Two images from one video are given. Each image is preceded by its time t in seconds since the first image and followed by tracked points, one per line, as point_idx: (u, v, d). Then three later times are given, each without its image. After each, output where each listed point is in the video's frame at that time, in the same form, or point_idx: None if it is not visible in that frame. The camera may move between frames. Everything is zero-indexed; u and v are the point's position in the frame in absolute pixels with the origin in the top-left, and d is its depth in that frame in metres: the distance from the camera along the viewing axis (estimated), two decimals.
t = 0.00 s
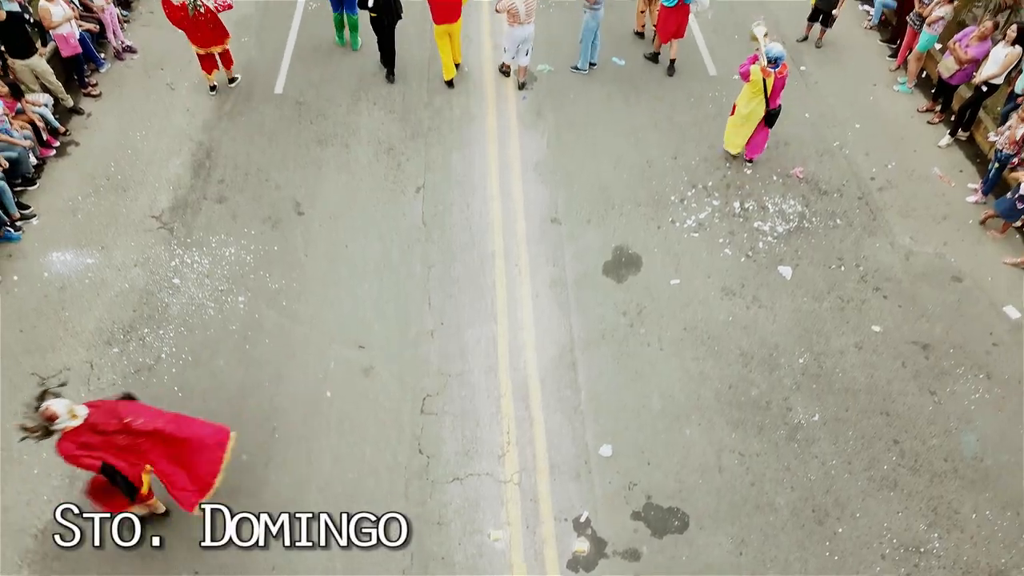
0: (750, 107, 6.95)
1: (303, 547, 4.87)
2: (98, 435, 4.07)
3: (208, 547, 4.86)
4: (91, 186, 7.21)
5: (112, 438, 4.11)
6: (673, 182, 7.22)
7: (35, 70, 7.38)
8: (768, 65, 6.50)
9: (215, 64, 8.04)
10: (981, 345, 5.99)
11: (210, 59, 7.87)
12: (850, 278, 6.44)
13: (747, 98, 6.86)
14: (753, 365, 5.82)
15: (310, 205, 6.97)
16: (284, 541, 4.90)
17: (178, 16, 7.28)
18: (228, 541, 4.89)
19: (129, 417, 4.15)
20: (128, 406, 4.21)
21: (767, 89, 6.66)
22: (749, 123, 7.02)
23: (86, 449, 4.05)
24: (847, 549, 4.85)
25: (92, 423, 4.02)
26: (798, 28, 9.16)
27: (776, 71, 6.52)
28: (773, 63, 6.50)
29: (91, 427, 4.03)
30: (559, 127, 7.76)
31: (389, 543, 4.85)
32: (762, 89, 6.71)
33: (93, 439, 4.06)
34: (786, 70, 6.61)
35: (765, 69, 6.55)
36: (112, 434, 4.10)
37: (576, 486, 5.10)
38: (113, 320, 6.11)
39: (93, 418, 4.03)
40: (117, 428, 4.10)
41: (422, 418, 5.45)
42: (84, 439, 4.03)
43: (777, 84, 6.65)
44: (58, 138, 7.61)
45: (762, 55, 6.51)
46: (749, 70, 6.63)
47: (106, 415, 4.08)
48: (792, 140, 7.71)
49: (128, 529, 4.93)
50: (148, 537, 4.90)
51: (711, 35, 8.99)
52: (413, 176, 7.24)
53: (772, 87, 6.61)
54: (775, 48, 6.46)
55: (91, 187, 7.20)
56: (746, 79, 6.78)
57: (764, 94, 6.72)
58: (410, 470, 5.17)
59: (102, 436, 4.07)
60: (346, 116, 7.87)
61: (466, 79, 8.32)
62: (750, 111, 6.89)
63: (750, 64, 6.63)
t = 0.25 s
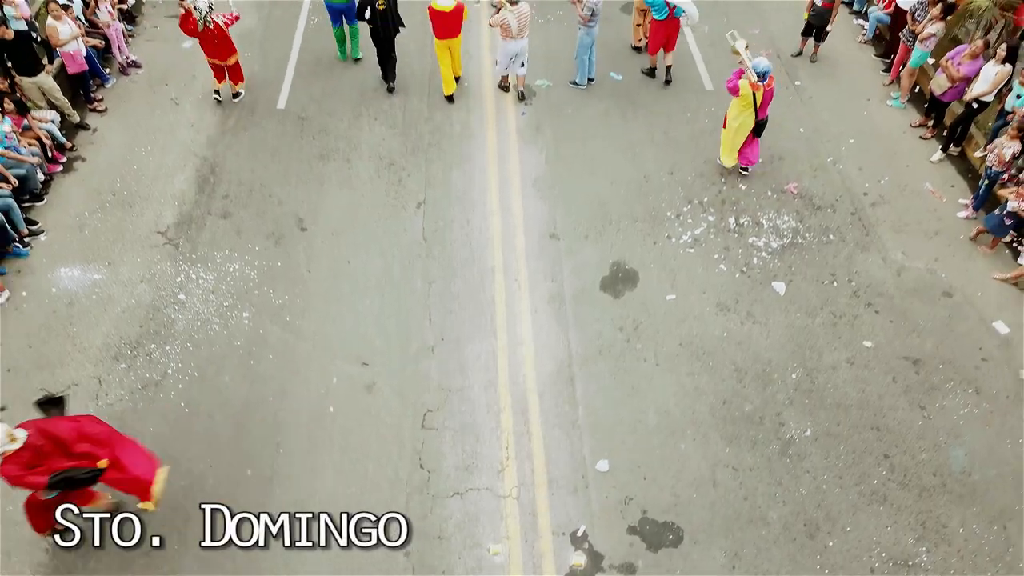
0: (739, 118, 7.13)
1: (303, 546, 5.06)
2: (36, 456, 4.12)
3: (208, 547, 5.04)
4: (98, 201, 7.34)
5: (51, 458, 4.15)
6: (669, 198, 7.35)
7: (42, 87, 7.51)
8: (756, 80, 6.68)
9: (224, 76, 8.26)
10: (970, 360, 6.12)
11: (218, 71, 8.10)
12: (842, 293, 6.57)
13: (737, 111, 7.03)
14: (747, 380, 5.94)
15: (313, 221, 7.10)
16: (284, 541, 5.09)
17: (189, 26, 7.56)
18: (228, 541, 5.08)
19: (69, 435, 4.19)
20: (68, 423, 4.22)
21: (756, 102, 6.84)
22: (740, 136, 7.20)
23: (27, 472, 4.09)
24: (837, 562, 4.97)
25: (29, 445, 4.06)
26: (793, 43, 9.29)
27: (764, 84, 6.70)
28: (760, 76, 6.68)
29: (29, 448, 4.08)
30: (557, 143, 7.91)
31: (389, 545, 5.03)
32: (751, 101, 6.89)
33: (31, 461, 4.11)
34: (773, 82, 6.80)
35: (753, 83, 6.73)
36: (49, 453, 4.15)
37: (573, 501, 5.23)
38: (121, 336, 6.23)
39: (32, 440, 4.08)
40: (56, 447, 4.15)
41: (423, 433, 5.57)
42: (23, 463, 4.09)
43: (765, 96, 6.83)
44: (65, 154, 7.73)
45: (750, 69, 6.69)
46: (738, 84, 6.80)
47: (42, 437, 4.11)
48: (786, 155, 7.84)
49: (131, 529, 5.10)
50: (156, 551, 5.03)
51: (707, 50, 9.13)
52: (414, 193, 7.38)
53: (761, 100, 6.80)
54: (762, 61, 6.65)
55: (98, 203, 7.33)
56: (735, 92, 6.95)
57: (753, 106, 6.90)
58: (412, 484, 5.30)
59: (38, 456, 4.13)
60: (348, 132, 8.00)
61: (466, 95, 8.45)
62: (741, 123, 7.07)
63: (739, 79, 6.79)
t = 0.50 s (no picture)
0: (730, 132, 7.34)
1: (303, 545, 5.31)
2: None
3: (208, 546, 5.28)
4: (106, 219, 7.50)
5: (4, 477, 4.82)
6: (665, 216, 7.51)
7: (52, 106, 7.68)
8: (747, 95, 6.90)
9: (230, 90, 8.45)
10: (957, 377, 6.28)
11: (225, 84, 8.28)
12: (834, 310, 6.73)
13: (728, 126, 7.25)
14: (740, 397, 6.10)
15: (317, 239, 7.26)
16: (283, 541, 5.33)
17: (199, 39, 7.74)
18: (228, 540, 5.32)
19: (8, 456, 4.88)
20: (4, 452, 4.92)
21: (748, 116, 7.08)
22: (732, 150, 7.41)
23: None
24: None
25: None
26: (788, 60, 9.46)
27: (755, 99, 6.94)
28: (751, 92, 6.90)
29: None
30: (556, 161, 8.08)
31: (389, 545, 5.27)
32: (742, 116, 7.13)
33: None
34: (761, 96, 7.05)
35: (744, 99, 6.95)
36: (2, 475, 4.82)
37: (571, 516, 5.39)
38: (130, 353, 6.40)
39: None
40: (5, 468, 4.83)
41: (425, 450, 5.74)
42: None
43: (755, 110, 7.07)
44: (73, 171, 7.90)
45: (740, 86, 6.92)
46: (730, 100, 7.01)
47: None
48: (781, 173, 8.00)
49: (133, 530, 5.36)
50: (167, 566, 5.20)
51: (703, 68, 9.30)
52: (416, 211, 7.57)
53: (752, 113, 7.05)
54: (751, 77, 6.89)
55: (106, 221, 7.49)
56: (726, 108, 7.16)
57: (745, 120, 7.12)
58: (414, 500, 5.46)
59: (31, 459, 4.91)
60: (351, 150, 8.17)
61: (467, 114, 8.63)
62: (733, 137, 7.27)
63: (731, 95, 7.00)
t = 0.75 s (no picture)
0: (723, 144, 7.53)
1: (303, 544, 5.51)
2: None
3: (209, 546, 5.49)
4: (113, 234, 7.65)
5: None
6: (662, 231, 7.66)
7: (59, 123, 7.81)
8: (741, 108, 7.09)
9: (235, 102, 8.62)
10: (947, 391, 6.42)
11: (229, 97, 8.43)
12: (826, 325, 6.87)
13: (722, 138, 7.43)
14: (734, 411, 6.24)
15: (320, 254, 7.41)
16: (283, 541, 5.53)
17: (205, 54, 7.88)
18: (228, 541, 5.53)
19: None
20: None
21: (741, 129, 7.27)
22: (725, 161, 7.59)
23: None
24: None
25: None
26: (784, 74, 9.60)
27: (748, 113, 7.13)
28: (745, 105, 7.10)
29: None
30: (555, 177, 8.23)
31: (389, 545, 5.47)
32: (735, 129, 7.31)
33: None
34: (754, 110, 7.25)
35: (737, 112, 7.14)
36: None
37: (568, 529, 5.53)
38: (138, 368, 6.54)
39: None
40: None
41: (426, 463, 5.88)
42: None
43: (748, 123, 7.27)
44: (81, 187, 8.05)
45: (734, 99, 7.10)
46: (724, 113, 7.19)
47: None
48: (775, 188, 8.14)
49: (133, 530, 5.57)
50: None
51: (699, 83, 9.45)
52: (417, 226, 7.71)
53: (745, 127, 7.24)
54: (745, 92, 7.07)
55: (113, 236, 7.63)
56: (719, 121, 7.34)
57: (737, 133, 7.31)
58: (415, 513, 5.61)
59: (4, 485, 5.19)
60: (353, 166, 8.32)
61: (466, 129, 8.78)
62: (726, 149, 7.45)
63: (725, 109, 7.18)
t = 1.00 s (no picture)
0: (715, 156, 7.83)
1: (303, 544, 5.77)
2: None
3: (209, 546, 5.75)
4: (122, 252, 7.84)
5: None
6: (657, 249, 7.86)
7: (69, 142, 7.99)
8: (734, 123, 7.39)
9: (246, 117, 8.86)
10: (933, 407, 6.61)
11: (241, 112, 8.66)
12: (817, 341, 7.07)
13: (714, 151, 7.70)
14: (727, 427, 6.44)
15: (324, 272, 7.61)
16: (283, 540, 5.80)
17: (215, 70, 8.09)
18: (228, 541, 5.78)
19: None
20: None
21: (733, 142, 7.57)
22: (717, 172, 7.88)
23: None
24: None
25: None
26: (777, 91, 9.79)
27: (740, 127, 7.45)
28: (737, 120, 7.39)
29: None
30: (553, 195, 8.44)
31: (389, 544, 5.74)
32: (728, 142, 7.60)
33: None
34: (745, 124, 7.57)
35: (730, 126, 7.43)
36: None
37: (566, 544, 5.72)
38: (148, 385, 6.73)
39: None
40: None
41: (428, 479, 6.07)
42: None
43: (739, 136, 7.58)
44: (90, 204, 8.23)
45: (727, 114, 7.38)
46: (717, 127, 7.47)
47: None
48: (769, 205, 8.33)
49: (133, 530, 5.83)
50: None
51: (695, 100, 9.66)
52: (419, 244, 7.91)
53: (737, 140, 7.55)
54: (737, 106, 7.38)
55: (122, 253, 7.82)
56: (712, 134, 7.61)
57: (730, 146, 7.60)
58: (418, 528, 5.80)
59: None
60: (356, 183, 8.52)
61: (467, 148, 8.99)
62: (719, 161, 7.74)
63: (718, 124, 7.45)
